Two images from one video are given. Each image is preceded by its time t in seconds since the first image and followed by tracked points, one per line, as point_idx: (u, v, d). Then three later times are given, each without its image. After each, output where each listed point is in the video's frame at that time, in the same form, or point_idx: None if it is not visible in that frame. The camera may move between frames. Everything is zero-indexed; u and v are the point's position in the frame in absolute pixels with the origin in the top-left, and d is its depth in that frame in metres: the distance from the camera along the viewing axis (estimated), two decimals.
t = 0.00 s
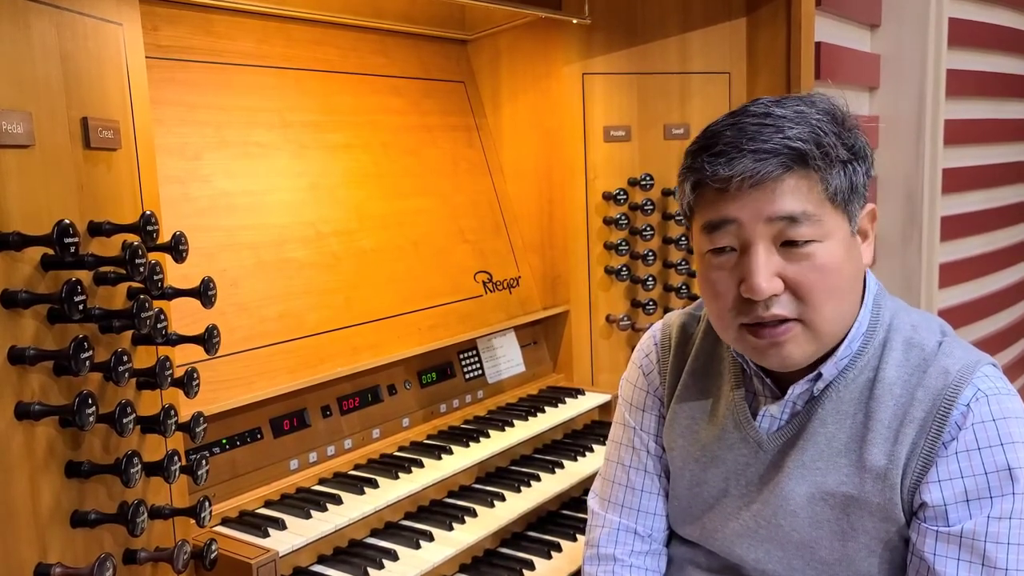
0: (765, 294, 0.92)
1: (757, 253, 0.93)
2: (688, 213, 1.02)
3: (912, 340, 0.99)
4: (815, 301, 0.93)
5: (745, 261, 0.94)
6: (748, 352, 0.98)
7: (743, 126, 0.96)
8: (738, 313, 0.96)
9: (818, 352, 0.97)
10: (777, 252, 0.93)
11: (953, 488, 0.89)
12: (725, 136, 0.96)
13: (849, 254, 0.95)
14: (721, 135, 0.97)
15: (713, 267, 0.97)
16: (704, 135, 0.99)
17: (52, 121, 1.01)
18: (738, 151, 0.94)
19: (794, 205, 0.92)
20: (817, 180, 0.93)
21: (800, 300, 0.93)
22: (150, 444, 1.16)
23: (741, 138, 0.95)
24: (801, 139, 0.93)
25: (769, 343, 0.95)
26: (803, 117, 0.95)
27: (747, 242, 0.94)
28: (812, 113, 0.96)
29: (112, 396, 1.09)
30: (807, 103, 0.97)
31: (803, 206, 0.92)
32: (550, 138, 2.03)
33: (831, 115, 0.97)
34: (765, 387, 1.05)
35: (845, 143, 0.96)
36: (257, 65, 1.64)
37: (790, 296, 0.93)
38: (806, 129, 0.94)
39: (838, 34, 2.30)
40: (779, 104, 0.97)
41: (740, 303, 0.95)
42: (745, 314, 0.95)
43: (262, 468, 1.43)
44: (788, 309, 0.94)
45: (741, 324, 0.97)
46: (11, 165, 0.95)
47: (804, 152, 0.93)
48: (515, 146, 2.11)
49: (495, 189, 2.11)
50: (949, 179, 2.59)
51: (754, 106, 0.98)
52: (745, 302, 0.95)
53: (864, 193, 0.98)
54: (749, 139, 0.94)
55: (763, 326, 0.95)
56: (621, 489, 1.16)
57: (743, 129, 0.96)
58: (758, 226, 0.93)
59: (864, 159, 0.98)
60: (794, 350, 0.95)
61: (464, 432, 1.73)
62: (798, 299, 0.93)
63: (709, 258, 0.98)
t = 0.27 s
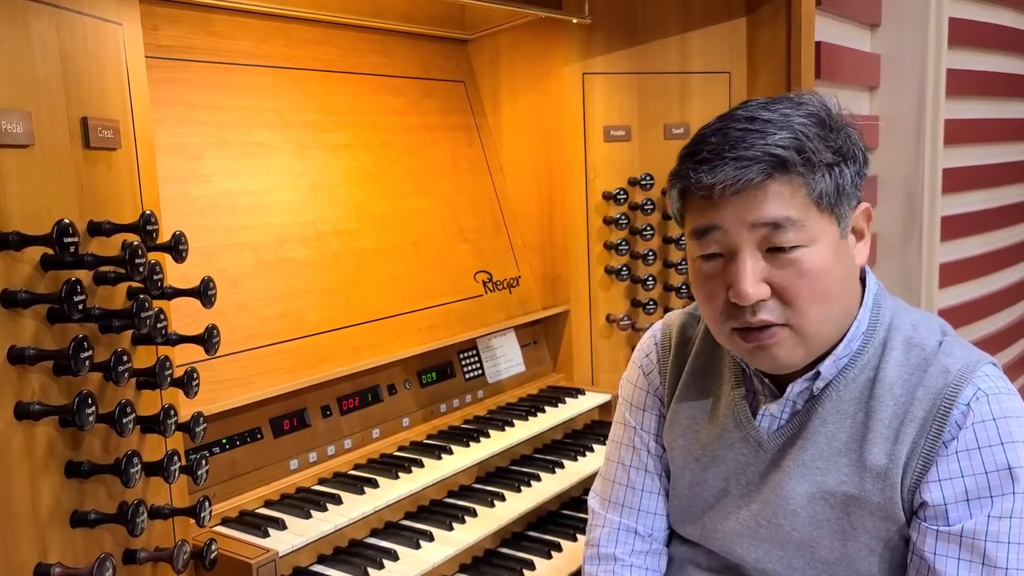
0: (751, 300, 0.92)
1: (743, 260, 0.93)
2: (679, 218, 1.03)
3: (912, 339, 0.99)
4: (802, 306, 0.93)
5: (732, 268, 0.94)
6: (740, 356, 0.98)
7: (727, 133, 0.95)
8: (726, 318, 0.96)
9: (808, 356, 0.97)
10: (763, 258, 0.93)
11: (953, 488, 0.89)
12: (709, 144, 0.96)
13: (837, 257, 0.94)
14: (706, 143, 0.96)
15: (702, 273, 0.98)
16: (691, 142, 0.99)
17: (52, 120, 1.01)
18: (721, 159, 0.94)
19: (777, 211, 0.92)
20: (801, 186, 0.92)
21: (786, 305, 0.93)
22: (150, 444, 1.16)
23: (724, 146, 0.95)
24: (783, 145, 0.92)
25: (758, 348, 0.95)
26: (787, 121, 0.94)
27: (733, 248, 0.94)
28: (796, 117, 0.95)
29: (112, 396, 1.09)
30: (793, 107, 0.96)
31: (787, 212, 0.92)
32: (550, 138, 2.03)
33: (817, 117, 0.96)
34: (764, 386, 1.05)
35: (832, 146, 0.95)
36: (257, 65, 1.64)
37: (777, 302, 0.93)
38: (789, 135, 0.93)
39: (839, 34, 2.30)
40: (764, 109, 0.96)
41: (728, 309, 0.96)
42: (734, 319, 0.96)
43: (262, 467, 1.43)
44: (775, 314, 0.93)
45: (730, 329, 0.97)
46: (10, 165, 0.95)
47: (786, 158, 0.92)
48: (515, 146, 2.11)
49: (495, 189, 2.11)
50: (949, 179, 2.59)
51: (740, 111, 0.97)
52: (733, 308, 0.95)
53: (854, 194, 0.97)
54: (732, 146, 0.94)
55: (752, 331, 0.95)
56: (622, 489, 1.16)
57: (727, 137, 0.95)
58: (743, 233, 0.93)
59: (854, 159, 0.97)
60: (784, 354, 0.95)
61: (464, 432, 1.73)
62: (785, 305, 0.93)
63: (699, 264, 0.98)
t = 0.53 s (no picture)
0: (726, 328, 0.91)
1: (717, 287, 0.92)
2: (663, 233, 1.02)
3: (914, 339, 0.99)
4: (779, 329, 0.92)
5: (707, 294, 0.93)
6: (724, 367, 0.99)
7: (696, 162, 0.93)
8: (708, 337, 0.96)
9: (791, 369, 0.96)
10: (737, 285, 0.91)
11: (955, 487, 0.89)
12: (681, 172, 0.93)
13: (815, 277, 0.92)
14: (678, 169, 0.94)
15: (683, 293, 0.97)
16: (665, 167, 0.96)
17: (52, 119, 1.01)
18: (690, 190, 0.91)
19: (748, 241, 0.89)
20: (771, 214, 0.89)
21: (762, 329, 0.92)
22: (150, 444, 1.15)
23: (693, 176, 0.92)
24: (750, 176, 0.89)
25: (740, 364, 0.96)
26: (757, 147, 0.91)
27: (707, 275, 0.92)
28: (767, 142, 0.91)
29: (113, 395, 1.09)
30: (767, 127, 0.93)
31: (758, 241, 0.89)
32: (551, 137, 2.03)
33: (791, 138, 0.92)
34: (765, 385, 1.05)
35: (805, 169, 0.91)
36: (258, 64, 1.63)
37: (754, 326, 0.92)
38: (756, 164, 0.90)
39: (839, 33, 2.30)
40: (736, 132, 0.93)
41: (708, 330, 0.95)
42: (714, 338, 0.95)
43: (262, 467, 1.43)
44: (752, 338, 0.93)
45: (713, 347, 0.97)
46: (11, 164, 0.95)
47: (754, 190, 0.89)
48: (515, 145, 2.11)
49: (495, 188, 2.11)
50: (949, 178, 2.58)
51: (713, 134, 0.94)
52: (712, 329, 0.95)
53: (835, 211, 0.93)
54: (701, 176, 0.91)
55: (732, 350, 0.95)
56: (623, 488, 1.16)
57: (696, 166, 0.92)
58: (715, 262, 0.91)
59: (832, 177, 0.93)
60: (766, 369, 0.96)
61: (465, 431, 1.72)
62: (762, 328, 0.92)
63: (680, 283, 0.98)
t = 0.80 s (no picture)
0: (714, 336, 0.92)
1: (704, 296, 0.92)
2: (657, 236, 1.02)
3: (914, 339, 0.99)
4: (766, 338, 0.92)
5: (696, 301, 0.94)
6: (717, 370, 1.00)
7: (683, 171, 0.92)
8: (699, 341, 0.97)
9: (782, 374, 0.97)
10: (725, 294, 0.92)
11: (955, 488, 0.89)
12: (668, 182, 0.94)
13: (802, 285, 0.92)
14: (666, 179, 0.94)
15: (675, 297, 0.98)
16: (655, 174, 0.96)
17: (52, 119, 1.01)
18: (675, 201, 0.92)
19: (733, 252, 0.89)
20: (756, 226, 0.89)
21: (750, 337, 0.92)
22: (150, 444, 1.15)
23: (679, 186, 0.92)
24: (734, 187, 0.89)
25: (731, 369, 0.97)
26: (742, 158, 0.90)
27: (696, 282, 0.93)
28: (752, 152, 0.91)
29: (113, 395, 1.09)
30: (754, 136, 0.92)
31: (743, 252, 0.89)
32: (551, 137, 2.03)
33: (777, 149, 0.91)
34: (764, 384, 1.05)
35: (792, 178, 0.91)
36: (258, 64, 1.63)
37: (742, 334, 0.93)
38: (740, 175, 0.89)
39: (839, 33, 2.29)
40: (723, 141, 0.92)
41: (699, 335, 0.96)
42: (704, 344, 0.96)
43: (262, 467, 1.43)
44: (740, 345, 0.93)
45: (704, 351, 0.98)
46: (11, 164, 0.95)
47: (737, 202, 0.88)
48: (516, 145, 2.11)
49: (495, 187, 2.11)
50: (949, 178, 2.59)
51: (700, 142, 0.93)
52: (701, 336, 0.95)
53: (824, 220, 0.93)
54: (686, 187, 0.91)
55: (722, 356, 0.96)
56: (623, 488, 1.16)
57: (683, 175, 0.92)
58: (702, 271, 0.92)
59: (820, 185, 0.92)
60: (758, 374, 0.96)
61: (465, 430, 1.73)
62: (750, 337, 0.92)
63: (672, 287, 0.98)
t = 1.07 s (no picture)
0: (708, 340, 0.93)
1: (698, 300, 0.93)
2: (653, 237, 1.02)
3: (914, 338, 0.99)
4: (760, 342, 0.92)
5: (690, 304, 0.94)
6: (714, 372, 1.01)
7: (677, 176, 0.92)
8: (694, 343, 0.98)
9: (776, 376, 0.97)
10: (719, 297, 0.92)
11: (955, 487, 0.89)
12: (662, 186, 0.94)
13: (796, 289, 0.92)
14: (661, 182, 0.94)
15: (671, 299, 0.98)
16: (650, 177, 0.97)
17: (53, 118, 1.01)
18: (669, 206, 0.92)
19: (727, 256, 0.89)
20: (749, 231, 0.89)
21: (744, 341, 0.93)
22: (151, 443, 1.16)
23: (673, 191, 0.92)
24: (726, 193, 0.89)
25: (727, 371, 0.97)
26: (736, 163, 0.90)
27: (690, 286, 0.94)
28: (746, 157, 0.91)
29: (113, 394, 1.09)
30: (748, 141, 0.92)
31: (737, 257, 0.89)
32: (551, 137, 2.03)
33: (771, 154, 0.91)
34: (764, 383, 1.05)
35: (785, 184, 0.90)
36: (258, 63, 1.63)
37: (736, 338, 0.93)
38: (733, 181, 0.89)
39: (839, 32, 2.29)
40: (716, 146, 0.92)
41: (694, 338, 0.97)
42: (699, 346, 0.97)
43: (263, 466, 1.43)
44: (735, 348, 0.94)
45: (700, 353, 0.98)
46: (11, 163, 0.95)
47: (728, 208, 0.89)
48: (516, 144, 2.11)
49: (495, 187, 2.11)
50: (949, 177, 2.59)
51: (695, 146, 0.93)
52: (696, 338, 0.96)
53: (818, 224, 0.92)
54: (680, 193, 0.91)
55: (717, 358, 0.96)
56: (623, 487, 1.16)
57: (677, 180, 0.92)
58: (696, 275, 0.92)
59: (815, 189, 0.92)
60: (754, 377, 0.97)
61: (465, 430, 1.73)
62: (744, 340, 0.93)
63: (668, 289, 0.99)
